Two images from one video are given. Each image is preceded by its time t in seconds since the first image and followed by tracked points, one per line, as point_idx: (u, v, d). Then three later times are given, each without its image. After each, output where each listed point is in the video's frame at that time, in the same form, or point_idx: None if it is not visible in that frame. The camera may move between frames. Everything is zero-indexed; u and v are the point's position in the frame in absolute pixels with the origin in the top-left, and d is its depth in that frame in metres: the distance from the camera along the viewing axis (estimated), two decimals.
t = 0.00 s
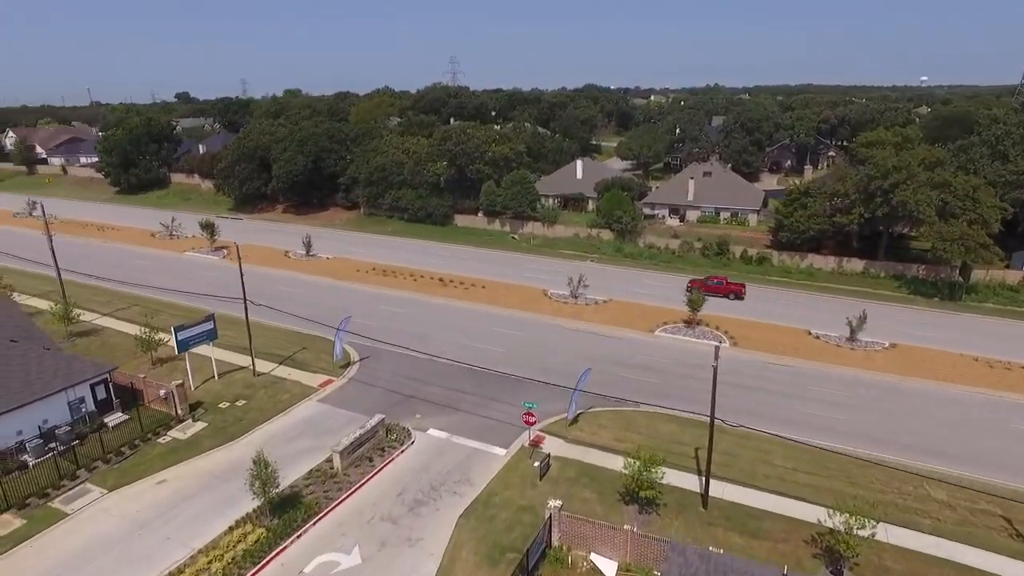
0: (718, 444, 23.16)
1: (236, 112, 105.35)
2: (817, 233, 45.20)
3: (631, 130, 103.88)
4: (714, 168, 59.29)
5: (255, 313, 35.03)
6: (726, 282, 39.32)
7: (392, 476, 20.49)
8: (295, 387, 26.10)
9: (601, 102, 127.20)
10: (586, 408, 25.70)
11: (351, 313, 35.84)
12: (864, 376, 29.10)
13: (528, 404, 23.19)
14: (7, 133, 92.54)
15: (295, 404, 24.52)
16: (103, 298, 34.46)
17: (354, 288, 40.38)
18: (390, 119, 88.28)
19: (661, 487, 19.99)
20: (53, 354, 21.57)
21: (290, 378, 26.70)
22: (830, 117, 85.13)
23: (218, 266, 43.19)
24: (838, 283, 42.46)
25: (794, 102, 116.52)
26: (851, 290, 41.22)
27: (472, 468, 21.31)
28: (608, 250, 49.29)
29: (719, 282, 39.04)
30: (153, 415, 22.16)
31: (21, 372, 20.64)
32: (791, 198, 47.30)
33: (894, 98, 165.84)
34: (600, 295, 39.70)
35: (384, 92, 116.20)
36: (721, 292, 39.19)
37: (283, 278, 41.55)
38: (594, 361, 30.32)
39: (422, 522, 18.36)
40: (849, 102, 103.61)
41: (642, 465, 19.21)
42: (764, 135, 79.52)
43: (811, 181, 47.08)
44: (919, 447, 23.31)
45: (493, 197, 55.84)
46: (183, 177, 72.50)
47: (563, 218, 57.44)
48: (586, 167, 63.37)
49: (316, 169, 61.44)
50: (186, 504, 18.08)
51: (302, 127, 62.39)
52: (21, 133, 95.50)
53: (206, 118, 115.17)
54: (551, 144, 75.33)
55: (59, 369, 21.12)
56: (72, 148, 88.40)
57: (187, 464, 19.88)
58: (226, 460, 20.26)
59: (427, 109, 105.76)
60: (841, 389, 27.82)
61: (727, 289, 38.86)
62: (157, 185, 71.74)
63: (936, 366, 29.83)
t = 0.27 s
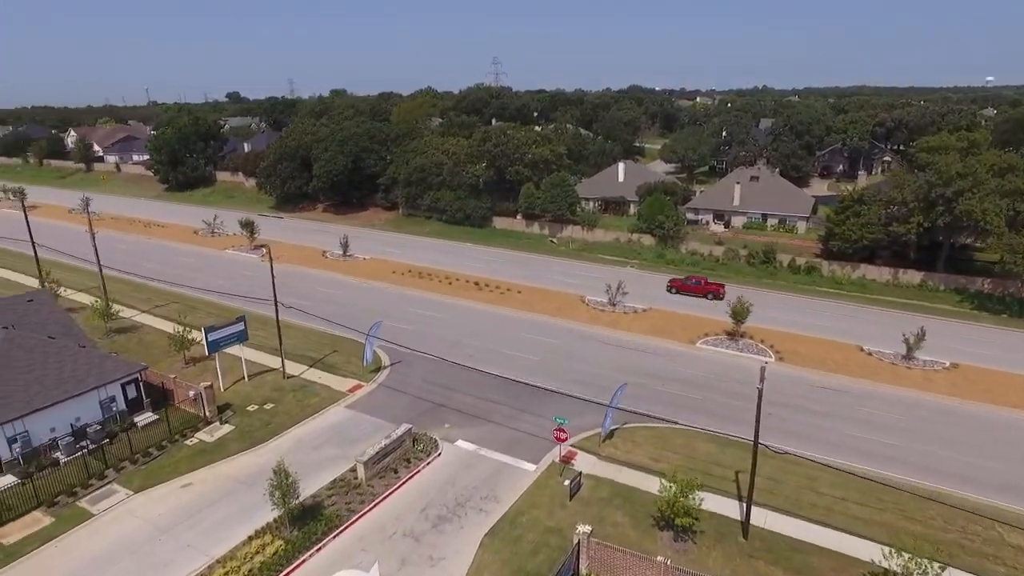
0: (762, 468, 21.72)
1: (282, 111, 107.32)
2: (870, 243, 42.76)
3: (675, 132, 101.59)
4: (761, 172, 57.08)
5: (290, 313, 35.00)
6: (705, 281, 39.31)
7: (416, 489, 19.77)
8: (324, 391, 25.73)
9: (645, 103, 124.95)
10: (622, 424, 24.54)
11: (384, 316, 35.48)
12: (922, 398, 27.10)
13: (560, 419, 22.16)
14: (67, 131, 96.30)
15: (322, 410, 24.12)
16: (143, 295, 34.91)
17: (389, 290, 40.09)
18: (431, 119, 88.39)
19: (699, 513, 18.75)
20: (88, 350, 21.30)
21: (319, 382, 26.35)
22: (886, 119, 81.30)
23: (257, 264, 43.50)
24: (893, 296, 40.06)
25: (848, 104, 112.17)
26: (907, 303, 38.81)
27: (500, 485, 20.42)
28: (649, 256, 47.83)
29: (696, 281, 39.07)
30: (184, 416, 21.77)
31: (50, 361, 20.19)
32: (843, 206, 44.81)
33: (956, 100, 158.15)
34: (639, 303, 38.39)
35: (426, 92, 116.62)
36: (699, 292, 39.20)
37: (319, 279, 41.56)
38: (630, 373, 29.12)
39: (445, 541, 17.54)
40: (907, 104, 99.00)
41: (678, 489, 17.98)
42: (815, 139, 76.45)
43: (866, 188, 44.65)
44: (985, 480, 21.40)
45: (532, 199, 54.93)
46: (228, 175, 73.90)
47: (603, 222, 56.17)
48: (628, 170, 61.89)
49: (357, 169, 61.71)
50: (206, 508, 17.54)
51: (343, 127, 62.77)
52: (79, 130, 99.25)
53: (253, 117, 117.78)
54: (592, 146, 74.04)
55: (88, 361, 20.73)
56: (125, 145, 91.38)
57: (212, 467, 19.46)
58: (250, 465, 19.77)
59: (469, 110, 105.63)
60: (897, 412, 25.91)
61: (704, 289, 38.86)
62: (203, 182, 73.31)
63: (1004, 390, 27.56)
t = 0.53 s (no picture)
0: (815, 497, 20.12)
1: (336, 111, 109.24)
2: (940, 255, 39.92)
3: (730, 135, 98.52)
4: (821, 178, 54.35)
5: (332, 312, 35.03)
6: (693, 279, 39.56)
7: (446, 503, 19.05)
8: (359, 394, 25.41)
9: (699, 105, 121.77)
10: (664, 442, 23.25)
11: (425, 318, 35.12)
12: (997, 427, 24.77)
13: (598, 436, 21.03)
14: (134, 130, 100.56)
15: (356, 414, 23.77)
16: (192, 290, 35.54)
17: (431, 292, 39.77)
18: (481, 120, 88.26)
19: (745, 545, 17.38)
20: (134, 343, 21.36)
21: (355, 385, 26.07)
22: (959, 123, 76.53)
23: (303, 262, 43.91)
24: (964, 313, 37.23)
25: (916, 107, 106.45)
26: (980, 321, 35.97)
27: (533, 502, 19.51)
28: (699, 263, 46.08)
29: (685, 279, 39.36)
30: (221, 417, 21.66)
31: (92, 348, 20.10)
32: (910, 214, 42.01)
33: None
34: (687, 313, 36.84)
35: (476, 92, 116.74)
36: (686, 289, 39.59)
37: (362, 278, 41.59)
38: (675, 387, 27.77)
39: (473, 559, 16.72)
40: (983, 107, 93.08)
41: (721, 519, 16.60)
42: (880, 143, 72.56)
43: (937, 196, 41.74)
44: None
45: (579, 202, 53.80)
46: (281, 173, 75.41)
47: (652, 227, 54.57)
48: (680, 173, 60.01)
49: (405, 169, 61.95)
50: (234, 510, 17.16)
51: (392, 127, 63.14)
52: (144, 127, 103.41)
53: (307, 116, 120.46)
54: (643, 148, 72.30)
55: (128, 351, 20.63)
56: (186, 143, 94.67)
57: (244, 469, 19.19)
58: (281, 469, 19.41)
59: (518, 111, 105.09)
60: (969, 441, 23.73)
61: (692, 287, 39.13)
62: (256, 180, 75.05)
63: None
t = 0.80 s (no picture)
0: (878, 534, 18.51)
1: (392, 111, 110.87)
2: None
3: (793, 138, 94.56)
4: (893, 185, 51.19)
5: (378, 312, 35.12)
6: (686, 276, 40.38)
7: (480, 516, 18.47)
8: (399, 397, 25.20)
9: (762, 106, 117.56)
10: (712, 464, 22.01)
11: (469, 321, 34.77)
12: None
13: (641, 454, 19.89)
14: (202, 127, 104.71)
15: (395, 418, 23.54)
16: (244, 285, 36.32)
17: (477, 294, 39.42)
18: (535, 121, 87.69)
19: None
20: (182, 338, 21.72)
21: (395, 388, 25.87)
22: None
23: (352, 260, 44.34)
24: None
25: (1001, 110, 99.36)
26: None
27: (570, 520, 18.72)
28: (756, 273, 44.07)
29: (677, 276, 40.27)
30: (262, 414, 21.78)
31: (142, 342, 20.52)
32: (992, 226, 38.86)
33: None
34: (741, 324, 35.17)
35: (532, 93, 116.20)
36: (678, 287, 40.42)
37: (410, 278, 41.65)
38: (726, 404, 26.39)
39: None
40: None
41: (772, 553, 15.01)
42: (959, 148, 67.92)
43: None
44: None
45: (632, 205, 52.46)
46: (337, 171, 76.87)
47: (708, 233, 52.67)
48: (738, 178, 57.77)
49: (457, 169, 61.98)
50: (268, 512, 17.10)
51: (446, 127, 63.30)
52: (212, 125, 107.60)
53: (365, 116, 122.78)
54: (701, 151, 70.10)
55: (176, 345, 20.90)
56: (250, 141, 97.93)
57: (281, 470, 19.16)
58: (317, 471, 19.29)
59: (573, 112, 103.97)
60: None
61: (684, 284, 40.01)
62: (314, 178, 76.74)
63: None
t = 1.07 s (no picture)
0: None
1: (450, 111, 111.81)
2: None
3: (864, 142, 89.85)
4: (974, 194, 47.66)
5: (425, 312, 35.10)
6: (684, 272, 41.46)
7: (515, 531, 17.89)
8: (440, 401, 24.96)
9: (830, 109, 112.42)
10: (763, 488, 20.71)
11: (515, 325, 34.30)
12: None
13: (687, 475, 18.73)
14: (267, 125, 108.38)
15: (434, 422, 23.29)
16: (296, 282, 37.00)
17: (525, 297, 38.91)
18: (591, 122, 86.52)
19: None
20: (229, 333, 22.11)
21: (437, 391, 25.65)
22: None
23: (403, 259, 44.61)
24: None
25: None
26: None
27: (609, 539, 17.91)
28: (819, 283, 41.80)
29: (676, 271, 41.40)
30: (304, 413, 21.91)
31: (191, 336, 20.99)
32: None
33: None
34: (801, 338, 33.33)
35: (589, 94, 114.92)
36: (676, 282, 41.50)
37: (458, 279, 41.54)
38: (781, 424, 24.92)
39: None
40: None
41: None
42: None
43: None
44: None
45: (688, 210, 50.79)
46: (393, 170, 77.93)
47: (768, 240, 50.43)
48: (803, 183, 55.13)
49: (510, 170, 61.67)
50: (303, 513, 17.08)
51: (501, 128, 63.12)
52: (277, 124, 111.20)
53: (423, 116, 124.38)
54: (763, 155, 67.39)
55: (223, 340, 21.27)
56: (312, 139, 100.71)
57: (319, 470, 19.17)
58: (354, 474, 19.19)
59: (631, 113, 102.09)
60: None
61: (681, 279, 41.10)
62: (370, 176, 78.05)
63: None
